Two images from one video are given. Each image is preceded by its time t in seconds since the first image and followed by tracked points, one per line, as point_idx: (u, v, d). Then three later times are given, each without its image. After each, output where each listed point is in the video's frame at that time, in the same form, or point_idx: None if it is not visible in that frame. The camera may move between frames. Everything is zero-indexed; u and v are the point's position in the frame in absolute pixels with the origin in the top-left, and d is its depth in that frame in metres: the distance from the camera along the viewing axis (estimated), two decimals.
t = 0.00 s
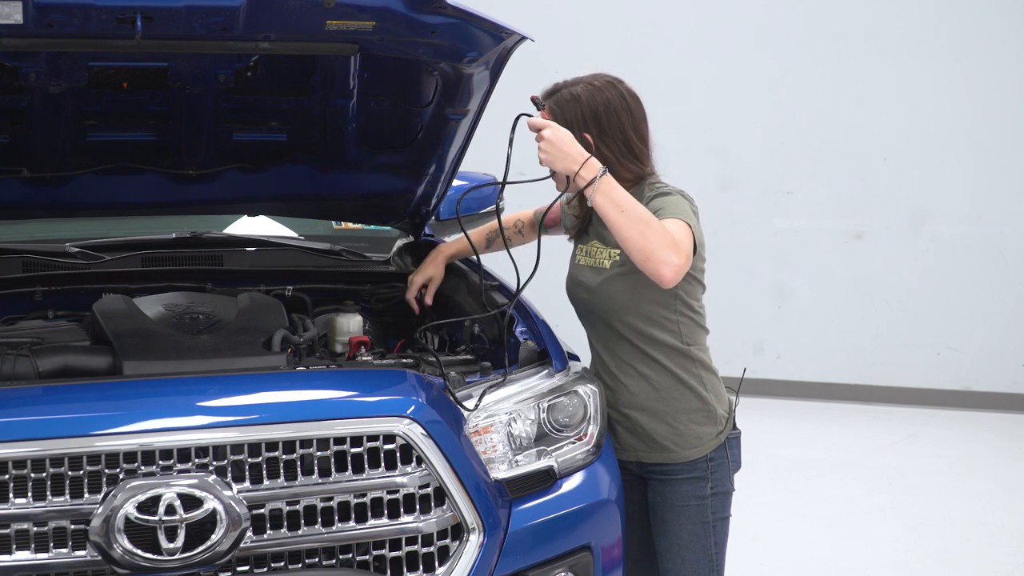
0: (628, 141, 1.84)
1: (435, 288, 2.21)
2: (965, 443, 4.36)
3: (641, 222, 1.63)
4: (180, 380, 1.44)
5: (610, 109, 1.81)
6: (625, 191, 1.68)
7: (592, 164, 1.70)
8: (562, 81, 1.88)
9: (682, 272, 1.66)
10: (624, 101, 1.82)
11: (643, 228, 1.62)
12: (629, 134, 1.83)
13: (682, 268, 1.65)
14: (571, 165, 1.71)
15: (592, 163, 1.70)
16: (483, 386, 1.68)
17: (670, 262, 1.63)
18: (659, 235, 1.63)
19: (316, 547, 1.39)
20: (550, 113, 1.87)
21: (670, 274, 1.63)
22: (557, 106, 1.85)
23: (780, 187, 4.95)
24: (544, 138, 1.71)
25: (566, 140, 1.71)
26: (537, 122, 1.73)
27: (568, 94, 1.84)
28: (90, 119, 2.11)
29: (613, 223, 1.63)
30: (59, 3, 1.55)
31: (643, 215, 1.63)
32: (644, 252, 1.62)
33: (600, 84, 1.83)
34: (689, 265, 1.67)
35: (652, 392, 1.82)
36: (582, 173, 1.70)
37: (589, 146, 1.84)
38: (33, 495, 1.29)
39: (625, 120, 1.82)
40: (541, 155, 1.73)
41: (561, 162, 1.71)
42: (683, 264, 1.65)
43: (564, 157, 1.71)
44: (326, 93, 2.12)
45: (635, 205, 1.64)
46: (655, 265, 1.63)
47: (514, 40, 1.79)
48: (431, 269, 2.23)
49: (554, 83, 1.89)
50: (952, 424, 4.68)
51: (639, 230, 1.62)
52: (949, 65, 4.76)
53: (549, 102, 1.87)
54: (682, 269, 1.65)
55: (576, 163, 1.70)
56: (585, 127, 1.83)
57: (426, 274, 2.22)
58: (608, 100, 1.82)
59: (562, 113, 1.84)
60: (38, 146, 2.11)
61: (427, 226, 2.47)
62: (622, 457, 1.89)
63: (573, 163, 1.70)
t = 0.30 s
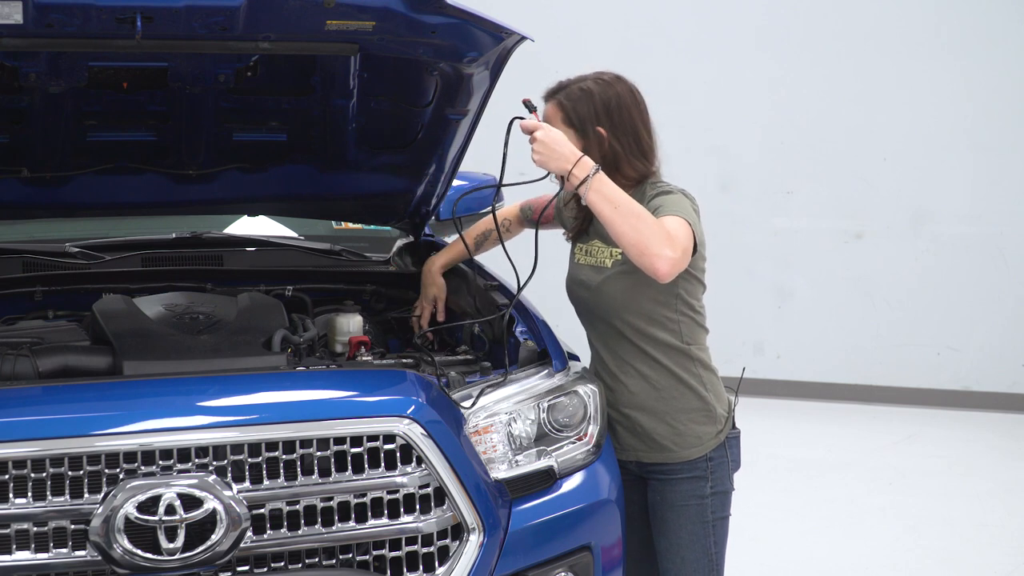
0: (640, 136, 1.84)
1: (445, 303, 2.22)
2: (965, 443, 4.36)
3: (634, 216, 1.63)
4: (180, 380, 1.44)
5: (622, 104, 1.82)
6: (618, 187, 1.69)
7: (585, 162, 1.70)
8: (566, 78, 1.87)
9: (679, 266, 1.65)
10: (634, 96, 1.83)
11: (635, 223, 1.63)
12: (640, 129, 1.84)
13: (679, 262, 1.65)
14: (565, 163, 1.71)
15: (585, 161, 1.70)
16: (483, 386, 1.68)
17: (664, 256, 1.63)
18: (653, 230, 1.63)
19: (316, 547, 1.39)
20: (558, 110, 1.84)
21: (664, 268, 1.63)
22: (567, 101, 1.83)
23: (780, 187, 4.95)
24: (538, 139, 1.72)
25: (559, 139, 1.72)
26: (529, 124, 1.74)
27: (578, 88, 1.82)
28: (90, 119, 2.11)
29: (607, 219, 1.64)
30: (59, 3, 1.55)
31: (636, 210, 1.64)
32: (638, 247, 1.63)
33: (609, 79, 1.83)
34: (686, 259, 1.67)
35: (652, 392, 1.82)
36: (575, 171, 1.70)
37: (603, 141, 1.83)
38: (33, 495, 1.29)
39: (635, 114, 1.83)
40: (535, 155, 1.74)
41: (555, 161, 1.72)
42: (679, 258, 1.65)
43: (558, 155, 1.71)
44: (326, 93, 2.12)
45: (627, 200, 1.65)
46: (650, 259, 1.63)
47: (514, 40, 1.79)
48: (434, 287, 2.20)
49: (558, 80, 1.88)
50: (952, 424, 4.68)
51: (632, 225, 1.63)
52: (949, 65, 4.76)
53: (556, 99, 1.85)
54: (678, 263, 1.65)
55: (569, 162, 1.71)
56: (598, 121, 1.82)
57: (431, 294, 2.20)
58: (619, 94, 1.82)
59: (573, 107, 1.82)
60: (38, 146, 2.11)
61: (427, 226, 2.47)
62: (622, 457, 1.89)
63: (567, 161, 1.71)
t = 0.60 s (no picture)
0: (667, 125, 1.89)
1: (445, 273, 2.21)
2: (965, 443, 4.36)
3: (623, 198, 1.66)
4: (180, 380, 1.44)
5: (650, 92, 1.87)
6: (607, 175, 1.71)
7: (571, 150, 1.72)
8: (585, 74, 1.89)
9: (670, 250, 1.64)
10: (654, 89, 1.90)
11: (623, 205, 1.65)
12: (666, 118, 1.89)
13: (670, 244, 1.64)
14: (551, 152, 1.74)
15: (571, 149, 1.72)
16: (483, 386, 1.68)
17: (653, 235, 1.63)
18: (641, 212, 1.65)
19: (316, 547, 1.39)
20: (593, 95, 1.83)
21: (655, 247, 1.62)
22: (601, 86, 1.83)
23: (780, 187, 4.95)
24: (524, 129, 1.77)
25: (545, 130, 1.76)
26: (513, 117, 1.80)
27: (608, 77, 1.85)
28: (90, 119, 2.11)
29: (595, 203, 1.67)
30: (59, 3, 1.55)
31: (623, 192, 1.67)
32: (627, 228, 1.63)
33: (629, 71, 1.88)
34: (679, 244, 1.65)
35: (653, 392, 1.82)
36: (563, 159, 1.72)
37: (640, 125, 1.83)
38: (33, 495, 1.29)
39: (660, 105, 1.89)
40: (523, 146, 1.77)
41: (541, 151, 1.76)
42: (670, 239, 1.64)
43: (544, 144, 1.75)
44: (326, 93, 2.12)
45: (615, 184, 1.68)
46: (638, 239, 1.63)
47: (514, 40, 1.79)
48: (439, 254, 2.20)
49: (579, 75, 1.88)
50: (952, 424, 4.68)
51: (621, 208, 1.65)
52: (949, 65, 4.76)
53: (587, 86, 1.84)
54: (669, 245, 1.64)
55: (557, 151, 1.74)
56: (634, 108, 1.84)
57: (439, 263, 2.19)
58: (646, 85, 1.87)
59: (609, 91, 1.82)
60: (38, 146, 2.11)
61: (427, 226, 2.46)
62: (622, 456, 1.89)
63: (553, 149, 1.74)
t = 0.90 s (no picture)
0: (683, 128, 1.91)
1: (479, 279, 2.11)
2: (966, 443, 4.36)
3: (614, 177, 1.67)
4: (181, 380, 1.44)
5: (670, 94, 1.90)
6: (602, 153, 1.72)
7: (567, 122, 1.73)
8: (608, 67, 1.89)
9: (655, 233, 1.64)
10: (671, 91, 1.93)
11: (614, 185, 1.66)
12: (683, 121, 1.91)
13: (655, 228, 1.64)
14: (546, 123, 1.75)
15: (566, 121, 1.73)
16: (482, 387, 1.67)
17: (638, 217, 1.63)
18: (629, 194, 1.65)
19: (316, 547, 1.39)
20: (622, 85, 1.84)
21: (639, 228, 1.63)
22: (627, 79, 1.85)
23: (780, 187, 4.95)
24: (523, 96, 1.77)
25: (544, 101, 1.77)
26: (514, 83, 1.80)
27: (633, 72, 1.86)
28: (90, 119, 2.11)
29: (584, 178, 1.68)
30: (59, 3, 1.55)
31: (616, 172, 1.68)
32: (613, 207, 1.65)
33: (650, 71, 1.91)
34: (665, 230, 1.65)
35: (656, 392, 1.82)
36: (557, 130, 1.73)
37: (664, 120, 1.85)
38: (33, 495, 1.29)
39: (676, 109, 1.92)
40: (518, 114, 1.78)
41: (536, 119, 1.76)
42: (656, 223, 1.63)
43: (540, 114, 1.76)
44: (326, 93, 2.12)
45: (608, 163, 1.69)
46: (623, 217, 1.64)
47: (514, 40, 1.79)
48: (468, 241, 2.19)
49: (602, 67, 1.89)
50: (952, 424, 4.67)
51: (611, 187, 1.66)
52: (949, 65, 4.76)
53: (616, 76, 1.86)
54: (655, 228, 1.64)
55: (551, 121, 1.74)
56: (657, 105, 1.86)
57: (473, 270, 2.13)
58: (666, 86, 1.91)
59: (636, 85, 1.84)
60: (38, 146, 2.11)
61: (427, 226, 2.46)
62: (622, 455, 1.89)
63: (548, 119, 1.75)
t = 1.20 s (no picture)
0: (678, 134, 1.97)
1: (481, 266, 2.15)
2: (965, 443, 4.36)
3: (607, 184, 1.66)
4: (181, 380, 1.44)
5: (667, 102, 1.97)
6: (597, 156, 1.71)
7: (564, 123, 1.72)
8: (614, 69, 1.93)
9: (647, 242, 1.64)
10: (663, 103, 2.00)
11: (607, 193, 1.66)
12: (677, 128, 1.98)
13: (647, 237, 1.64)
14: (543, 120, 1.74)
15: (563, 122, 1.72)
16: (483, 386, 1.67)
17: (630, 227, 1.63)
18: (622, 203, 1.65)
19: (316, 547, 1.39)
20: (633, 85, 1.89)
21: (630, 238, 1.63)
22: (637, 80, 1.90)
23: (780, 187, 4.95)
24: (522, 90, 1.75)
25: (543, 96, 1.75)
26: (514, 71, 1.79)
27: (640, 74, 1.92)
28: (90, 119, 2.11)
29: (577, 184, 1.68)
30: (59, 3, 1.55)
31: (610, 179, 1.67)
32: (605, 215, 1.65)
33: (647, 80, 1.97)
34: (658, 238, 1.65)
35: (656, 392, 1.82)
36: (552, 130, 1.72)
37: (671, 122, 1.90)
38: (33, 495, 1.29)
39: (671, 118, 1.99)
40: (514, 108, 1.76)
41: (534, 116, 1.74)
42: (647, 233, 1.63)
43: (539, 109, 1.74)
44: (326, 93, 2.12)
45: (602, 167, 1.68)
46: (615, 226, 1.64)
47: (514, 40, 1.79)
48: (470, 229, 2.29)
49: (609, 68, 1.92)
50: (952, 424, 4.67)
51: (604, 195, 1.66)
52: (949, 65, 4.76)
53: (626, 77, 1.89)
54: (647, 237, 1.64)
55: (547, 121, 1.74)
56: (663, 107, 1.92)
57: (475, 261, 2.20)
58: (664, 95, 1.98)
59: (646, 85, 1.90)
60: (38, 146, 2.11)
61: (427, 226, 2.46)
62: (622, 456, 1.89)
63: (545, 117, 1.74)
